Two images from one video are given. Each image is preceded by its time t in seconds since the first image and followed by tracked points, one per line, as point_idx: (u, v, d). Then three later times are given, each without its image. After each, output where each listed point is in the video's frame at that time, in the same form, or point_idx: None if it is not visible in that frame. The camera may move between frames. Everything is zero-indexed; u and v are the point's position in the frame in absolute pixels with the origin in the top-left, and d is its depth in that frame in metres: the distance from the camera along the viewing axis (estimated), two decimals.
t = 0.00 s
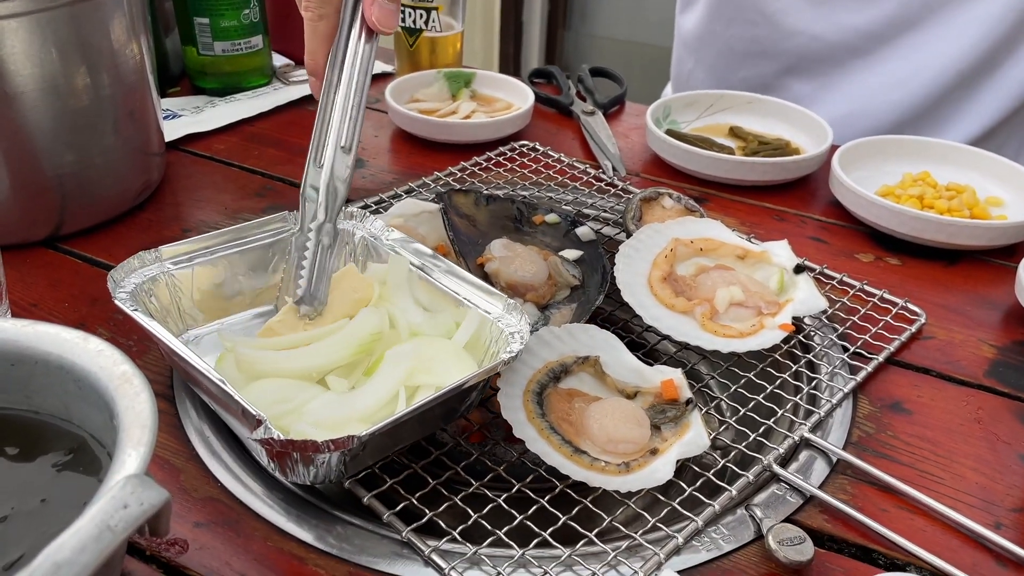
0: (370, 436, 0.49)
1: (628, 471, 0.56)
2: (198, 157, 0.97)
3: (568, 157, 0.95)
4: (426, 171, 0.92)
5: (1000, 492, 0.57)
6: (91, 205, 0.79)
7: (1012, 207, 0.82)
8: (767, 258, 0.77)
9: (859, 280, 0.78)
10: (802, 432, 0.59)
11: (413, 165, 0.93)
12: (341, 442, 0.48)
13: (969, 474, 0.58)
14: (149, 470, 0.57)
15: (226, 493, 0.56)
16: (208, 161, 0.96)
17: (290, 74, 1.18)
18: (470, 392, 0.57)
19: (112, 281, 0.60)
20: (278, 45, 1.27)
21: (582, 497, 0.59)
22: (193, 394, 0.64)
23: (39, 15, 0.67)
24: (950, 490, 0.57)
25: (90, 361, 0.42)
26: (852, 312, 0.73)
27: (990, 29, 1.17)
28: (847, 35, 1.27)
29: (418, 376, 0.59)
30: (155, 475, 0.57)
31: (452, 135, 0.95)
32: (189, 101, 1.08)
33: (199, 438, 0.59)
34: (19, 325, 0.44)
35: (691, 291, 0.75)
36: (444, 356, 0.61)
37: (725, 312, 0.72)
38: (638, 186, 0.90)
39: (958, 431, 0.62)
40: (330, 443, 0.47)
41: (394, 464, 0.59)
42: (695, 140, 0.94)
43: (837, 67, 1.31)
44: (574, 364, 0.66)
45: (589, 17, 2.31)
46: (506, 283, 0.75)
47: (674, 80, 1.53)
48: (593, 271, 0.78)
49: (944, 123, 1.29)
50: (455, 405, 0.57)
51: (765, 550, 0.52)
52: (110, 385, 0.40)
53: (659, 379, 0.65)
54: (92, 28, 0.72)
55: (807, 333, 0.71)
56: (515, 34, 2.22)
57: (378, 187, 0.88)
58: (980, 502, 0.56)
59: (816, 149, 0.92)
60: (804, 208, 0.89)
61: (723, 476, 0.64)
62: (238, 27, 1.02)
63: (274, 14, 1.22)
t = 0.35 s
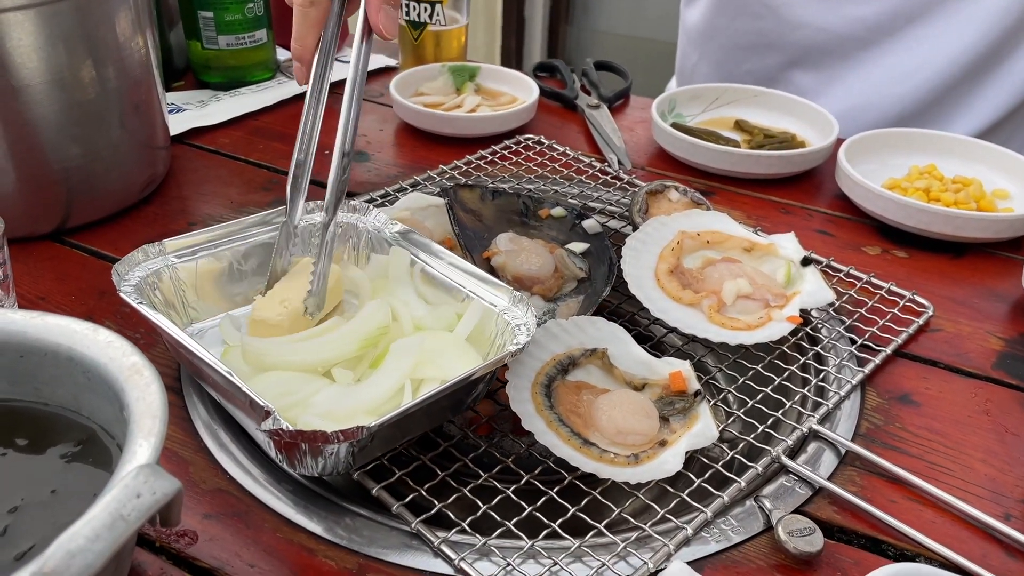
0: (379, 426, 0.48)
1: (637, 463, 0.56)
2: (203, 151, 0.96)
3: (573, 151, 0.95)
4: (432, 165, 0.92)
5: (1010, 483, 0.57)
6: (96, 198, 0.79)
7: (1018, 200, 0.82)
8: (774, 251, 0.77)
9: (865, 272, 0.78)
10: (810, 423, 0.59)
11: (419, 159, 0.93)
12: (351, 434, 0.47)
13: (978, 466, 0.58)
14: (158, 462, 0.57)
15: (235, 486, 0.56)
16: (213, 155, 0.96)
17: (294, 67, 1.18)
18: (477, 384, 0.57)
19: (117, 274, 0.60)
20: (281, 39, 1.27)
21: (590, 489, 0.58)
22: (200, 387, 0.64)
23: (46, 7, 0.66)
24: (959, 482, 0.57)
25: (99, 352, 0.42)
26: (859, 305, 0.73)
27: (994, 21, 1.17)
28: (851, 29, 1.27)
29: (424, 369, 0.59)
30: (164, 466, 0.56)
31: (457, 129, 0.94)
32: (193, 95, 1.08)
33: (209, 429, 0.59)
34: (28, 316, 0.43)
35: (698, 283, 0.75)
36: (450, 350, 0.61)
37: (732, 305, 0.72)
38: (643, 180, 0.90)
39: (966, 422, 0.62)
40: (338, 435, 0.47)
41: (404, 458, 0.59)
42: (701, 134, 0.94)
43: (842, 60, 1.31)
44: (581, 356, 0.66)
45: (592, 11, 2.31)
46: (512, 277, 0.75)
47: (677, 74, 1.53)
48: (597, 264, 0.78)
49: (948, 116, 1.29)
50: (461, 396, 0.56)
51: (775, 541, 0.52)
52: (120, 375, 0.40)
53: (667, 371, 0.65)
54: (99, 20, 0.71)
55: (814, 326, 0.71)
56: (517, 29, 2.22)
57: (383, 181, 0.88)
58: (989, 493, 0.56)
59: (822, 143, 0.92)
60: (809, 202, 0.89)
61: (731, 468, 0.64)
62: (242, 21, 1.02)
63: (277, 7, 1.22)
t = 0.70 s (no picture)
0: (386, 421, 0.49)
1: (645, 461, 0.56)
2: (208, 148, 0.97)
3: (577, 148, 0.95)
4: (436, 162, 0.92)
5: (1014, 479, 0.57)
6: (102, 196, 0.79)
7: (1021, 197, 0.82)
8: (778, 247, 0.77)
9: (869, 269, 0.78)
10: (815, 420, 0.60)
11: (424, 156, 0.93)
12: (358, 427, 0.48)
13: (982, 462, 0.58)
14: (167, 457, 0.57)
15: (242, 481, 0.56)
16: (218, 153, 0.96)
17: (298, 66, 1.18)
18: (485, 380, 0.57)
19: (128, 270, 0.60)
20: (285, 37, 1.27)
21: (595, 485, 0.59)
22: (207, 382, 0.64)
23: (54, 5, 0.67)
24: (964, 478, 0.57)
25: (108, 348, 0.42)
26: (863, 301, 0.74)
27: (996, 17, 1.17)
28: (854, 26, 1.27)
29: (431, 366, 0.59)
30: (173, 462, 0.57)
31: (461, 126, 0.95)
32: (198, 92, 1.08)
33: (218, 425, 0.60)
34: (37, 312, 0.44)
35: (702, 280, 0.76)
36: (457, 347, 0.61)
37: (737, 301, 0.72)
38: (647, 177, 0.91)
39: (970, 419, 0.62)
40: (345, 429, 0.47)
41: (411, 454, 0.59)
42: (705, 131, 0.94)
43: (845, 57, 1.32)
44: (592, 351, 0.66)
45: (594, 10, 2.31)
46: (516, 275, 0.75)
47: (680, 72, 1.54)
48: (599, 260, 0.78)
49: (951, 113, 1.30)
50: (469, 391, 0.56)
51: (780, 536, 0.52)
52: (129, 371, 0.40)
53: (677, 366, 0.65)
54: (105, 17, 0.72)
55: (818, 322, 0.72)
56: (520, 27, 2.22)
57: (389, 178, 0.88)
58: (993, 489, 0.56)
59: (825, 140, 0.93)
60: (813, 199, 0.89)
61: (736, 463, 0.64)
62: (247, 19, 1.02)
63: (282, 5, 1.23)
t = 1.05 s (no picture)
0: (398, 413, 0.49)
1: (648, 461, 0.56)
2: (208, 147, 0.97)
3: (578, 148, 0.95)
4: (437, 162, 0.92)
5: (1014, 478, 0.57)
6: (102, 195, 0.79)
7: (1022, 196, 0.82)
8: (779, 247, 0.77)
9: (871, 269, 0.78)
10: (816, 419, 0.59)
11: (424, 156, 0.93)
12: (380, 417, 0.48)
13: (983, 461, 0.58)
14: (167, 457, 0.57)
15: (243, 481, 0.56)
16: (219, 152, 0.96)
17: (298, 65, 1.18)
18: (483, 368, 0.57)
19: (99, 282, 0.59)
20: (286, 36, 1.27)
21: (597, 485, 0.59)
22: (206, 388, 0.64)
23: (55, 5, 0.67)
24: (964, 477, 0.57)
25: (110, 347, 0.42)
26: (864, 301, 0.74)
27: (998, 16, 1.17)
28: (854, 25, 1.27)
29: (424, 353, 0.60)
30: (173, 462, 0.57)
31: (462, 125, 0.95)
32: (199, 92, 1.08)
33: (217, 429, 0.60)
34: (38, 312, 0.44)
35: (703, 280, 0.76)
36: (447, 332, 0.61)
37: (738, 301, 0.73)
38: (648, 176, 0.91)
39: (971, 418, 0.62)
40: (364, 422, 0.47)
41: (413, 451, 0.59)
42: (706, 130, 0.94)
43: (846, 56, 1.32)
44: (593, 350, 0.66)
45: (595, 8, 2.31)
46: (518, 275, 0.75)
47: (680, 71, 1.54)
48: (599, 258, 0.78)
49: (951, 112, 1.29)
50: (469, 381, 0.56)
51: (780, 536, 0.52)
52: (130, 370, 0.40)
53: (677, 366, 0.65)
54: (105, 17, 0.71)
55: (819, 322, 0.72)
56: (522, 26, 2.22)
57: (389, 178, 0.88)
58: (994, 489, 0.56)
59: (826, 139, 0.93)
60: (814, 198, 0.89)
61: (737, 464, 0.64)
62: (248, 19, 1.02)
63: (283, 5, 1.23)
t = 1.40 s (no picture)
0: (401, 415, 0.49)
1: (649, 462, 0.56)
2: (209, 148, 0.97)
3: (578, 148, 0.95)
4: (438, 163, 0.92)
5: (1015, 480, 0.57)
6: (103, 195, 0.79)
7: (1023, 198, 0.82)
8: (780, 248, 0.77)
9: (871, 270, 0.78)
10: (817, 421, 0.60)
11: (425, 157, 0.93)
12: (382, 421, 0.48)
13: (984, 463, 0.58)
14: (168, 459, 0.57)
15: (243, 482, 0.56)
16: (220, 153, 0.96)
17: (299, 66, 1.19)
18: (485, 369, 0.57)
19: (101, 286, 0.58)
20: (287, 37, 1.27)
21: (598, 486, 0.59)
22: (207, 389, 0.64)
23: (55, 6, 0.67)
24: (965, 479, 0.57)
25: (111, 349, 0.42)
26: (865, 302, 0.74)
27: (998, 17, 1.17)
28: (855, 26, 1.27)
29: (427, 355, 0.60)
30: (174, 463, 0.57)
31: (463, 126, 0.95)
32: (200, 93, 1.08)
33: (217, 431, 0.60)
34: (40, 314, 0.44)
35: (703, 281, 0.76)
36: (451, 335, 0.62)
37: (738, 302, 0.73)
38: (649, 177, 0.91)
39: (971, 420, 0.62)
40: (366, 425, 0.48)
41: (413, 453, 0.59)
42: (707, 131, 0.94)
43: (846, 56, 1.31)
44: (593, 351, 0.66)
45: (595, 8, 2.31)
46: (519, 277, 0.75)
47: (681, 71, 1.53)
48: (599, 259, 0.78)
49: (953, 112, 1.29)
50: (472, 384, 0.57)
51: (781, 537, 0.52)
52: (132, 372, 0.40)
53: (678, 367, 0.65)
54: (106, 17, 0.71)
55: (819, 324, 0.72)
56: (522, 26, 2.22)
57: (389, 179, 0.88)
58: (994, 490, 0.56)
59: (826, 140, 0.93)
60: (814, 199, 0.89)
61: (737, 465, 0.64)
62: (249, 19, 1.02)
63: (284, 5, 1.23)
